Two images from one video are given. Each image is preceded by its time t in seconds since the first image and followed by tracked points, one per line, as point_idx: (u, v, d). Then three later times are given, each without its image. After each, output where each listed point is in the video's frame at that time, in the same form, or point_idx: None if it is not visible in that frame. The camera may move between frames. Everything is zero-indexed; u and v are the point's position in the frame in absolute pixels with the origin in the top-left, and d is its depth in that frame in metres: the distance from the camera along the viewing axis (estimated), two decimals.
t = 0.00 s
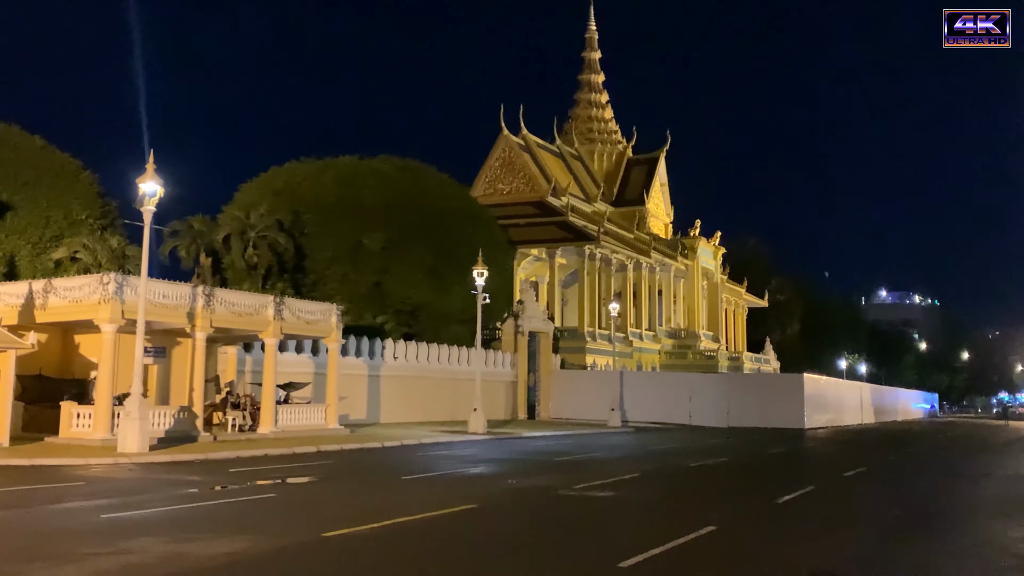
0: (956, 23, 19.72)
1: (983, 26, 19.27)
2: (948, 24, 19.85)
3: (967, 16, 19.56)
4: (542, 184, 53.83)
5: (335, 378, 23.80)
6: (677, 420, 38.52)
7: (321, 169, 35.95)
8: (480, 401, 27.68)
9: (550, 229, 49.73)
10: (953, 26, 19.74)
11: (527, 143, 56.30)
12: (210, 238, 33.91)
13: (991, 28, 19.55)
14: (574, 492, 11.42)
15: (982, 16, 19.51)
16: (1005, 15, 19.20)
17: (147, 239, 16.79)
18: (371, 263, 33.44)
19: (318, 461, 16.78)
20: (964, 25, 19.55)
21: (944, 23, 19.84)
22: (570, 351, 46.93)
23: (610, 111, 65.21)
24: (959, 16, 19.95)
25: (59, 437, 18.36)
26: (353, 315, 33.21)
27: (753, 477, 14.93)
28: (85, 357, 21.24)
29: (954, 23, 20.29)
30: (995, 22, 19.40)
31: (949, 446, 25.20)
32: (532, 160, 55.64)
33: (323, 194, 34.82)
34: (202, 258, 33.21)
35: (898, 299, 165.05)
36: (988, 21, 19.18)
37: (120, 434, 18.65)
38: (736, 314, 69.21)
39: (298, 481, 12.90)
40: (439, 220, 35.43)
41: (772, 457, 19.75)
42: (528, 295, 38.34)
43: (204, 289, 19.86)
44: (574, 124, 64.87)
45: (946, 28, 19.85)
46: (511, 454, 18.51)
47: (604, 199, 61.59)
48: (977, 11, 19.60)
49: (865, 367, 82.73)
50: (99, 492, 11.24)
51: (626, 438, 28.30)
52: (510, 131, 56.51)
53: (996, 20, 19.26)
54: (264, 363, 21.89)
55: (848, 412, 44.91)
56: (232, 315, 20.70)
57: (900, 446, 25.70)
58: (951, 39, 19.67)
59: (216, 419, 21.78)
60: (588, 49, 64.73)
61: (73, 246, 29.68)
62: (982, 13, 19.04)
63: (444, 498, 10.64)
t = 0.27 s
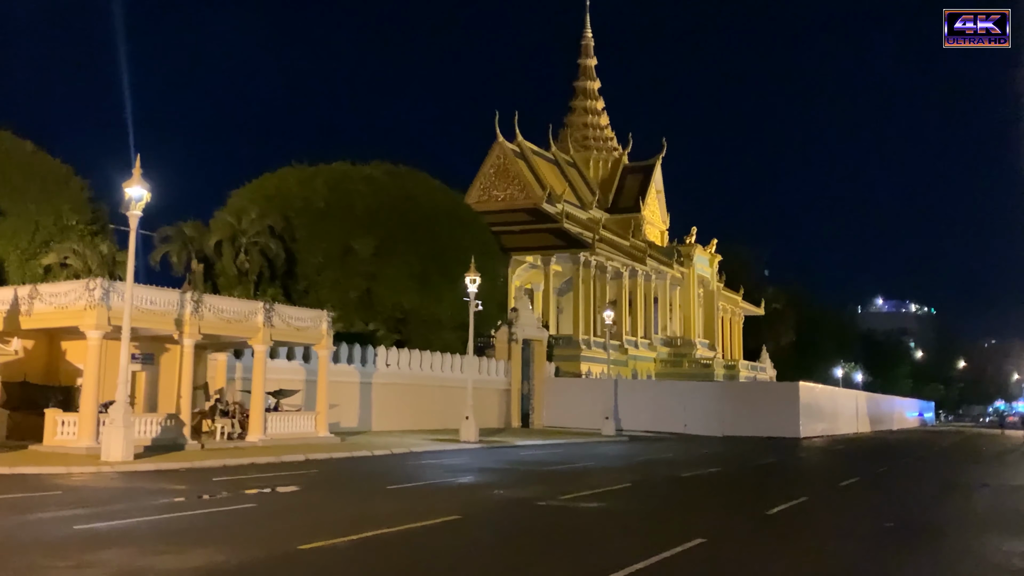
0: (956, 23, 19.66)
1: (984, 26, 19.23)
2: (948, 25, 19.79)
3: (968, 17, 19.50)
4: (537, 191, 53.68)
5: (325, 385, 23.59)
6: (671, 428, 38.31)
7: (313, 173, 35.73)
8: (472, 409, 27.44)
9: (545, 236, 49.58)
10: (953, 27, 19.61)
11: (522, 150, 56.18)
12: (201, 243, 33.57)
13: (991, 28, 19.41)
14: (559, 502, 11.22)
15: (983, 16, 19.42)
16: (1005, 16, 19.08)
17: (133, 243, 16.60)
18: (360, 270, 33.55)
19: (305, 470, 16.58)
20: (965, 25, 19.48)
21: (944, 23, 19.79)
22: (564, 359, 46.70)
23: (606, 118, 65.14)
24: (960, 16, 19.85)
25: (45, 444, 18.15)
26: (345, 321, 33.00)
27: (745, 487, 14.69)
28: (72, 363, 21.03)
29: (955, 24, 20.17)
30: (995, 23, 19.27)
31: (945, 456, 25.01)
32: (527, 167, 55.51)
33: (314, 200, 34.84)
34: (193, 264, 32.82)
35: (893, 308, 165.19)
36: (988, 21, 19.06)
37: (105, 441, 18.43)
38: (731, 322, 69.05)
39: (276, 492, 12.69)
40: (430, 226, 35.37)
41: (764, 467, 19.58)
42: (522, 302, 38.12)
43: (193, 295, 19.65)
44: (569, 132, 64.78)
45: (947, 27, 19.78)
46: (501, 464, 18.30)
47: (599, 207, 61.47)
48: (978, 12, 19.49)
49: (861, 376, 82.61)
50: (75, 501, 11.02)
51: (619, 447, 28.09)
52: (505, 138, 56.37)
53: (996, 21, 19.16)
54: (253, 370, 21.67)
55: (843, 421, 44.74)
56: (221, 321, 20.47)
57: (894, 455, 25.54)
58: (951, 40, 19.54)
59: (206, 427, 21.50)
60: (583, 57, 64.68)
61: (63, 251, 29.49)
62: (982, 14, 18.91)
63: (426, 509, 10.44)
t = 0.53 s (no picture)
0: (956, 23, 19.61)
1: (983, 26, 19.24)
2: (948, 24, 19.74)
3: (968, 17, 19.48)
4: (525, 197, 53.53)
5: (308, 393, 23.36)
6: (658, 436, 38.17)
7: (300, 179, 35.37)
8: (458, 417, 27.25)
9: (532, 243, 49.44)
10: (952, 27, 19.60)
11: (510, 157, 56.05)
12: (184, 249, 33.26)
13: (991, 28, 19.42)
14: (539, 511, 11.02)
15: (982, 17, 19.45)
16: (1005, 16, 19.10)
17: (110, 248, 16.37)
18: (349, 275, 33.04)
19: (284, 479, 16.37)
20: (965, 25, 19.46)
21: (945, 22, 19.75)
22: (552, 366, 46.56)
23: (594, 125, 65.08)
24: (959, 17, 19.91)
25: (20, 452, 17.86)
26: (331, 328, 32.79)
27: (730, 495, 14.58)
28: (50, 370, 20.74)
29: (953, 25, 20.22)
30: (994, 23, 19.28)
31: (931, 464, 24.93)
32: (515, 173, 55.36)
33: (301, 205, 34.35)
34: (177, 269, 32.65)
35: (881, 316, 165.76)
36: (988, 21, 19.07)
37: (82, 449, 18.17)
38: (719, 329, 69.06)
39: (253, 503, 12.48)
40: (419, 231, 35.00)
41: (750, 475, 19.48)
42: (509, 309, 37.95)
43: (172, 300, 19.40)
44: (557, 138, 64.69)
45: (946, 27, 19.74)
46: (484, 472, 18.10)
47: (587, 214, 61.38)
48: (977, 12, 19.51)
49: (848, 383, 82.77)
50: (48, 510, 10.82)
51: (605, 454, 27.93)
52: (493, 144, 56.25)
53: (995, 21, 19.17)
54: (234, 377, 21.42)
55: (830, 429, 44.69)
56: (201, 327, 20.24)
57: (880, 464, 25.50)
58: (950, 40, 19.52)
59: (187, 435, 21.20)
60: (571, 64, 64.62)
61: (44, 256, 29.17)
62: (981, 13, 18.90)
63: (402, 519, 10.23)
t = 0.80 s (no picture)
0: (957, 23, 20.37)
1: (984, 26, 19.94)
2: (947, 25, 20.50)
3: (968, 18, 20.23)
4: (505, 205, 53.35)
5: (282, 401, 23.04)
6: (637, 445, 38.01)
7: (277, 186, 35.10)
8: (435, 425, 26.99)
9: (513, 251, 49.24)
10: (955, 25, 20.30)
11: (491, 164, 55.87)
12: (159, 255, 32.78)
13: (990, 28, 20.09)
14: (511, 525, 10.77)
15: (983, 17, 20.12)
16: (1004, 16, 19.76)
17: (77, 253, 16.04)
18: (326, 282, 32.73)
19: (254, 490, 16.10)
20: (965, 26, 20.23)
21: (943, 23, 20.49)
22: (531, 374, 46.34)
23: (575, 133, 65.06)
24: (962, 17, 20.59)
25: None
26: (307, 336, 32.35)
27: (708, 507, 14.44)
28: (17, 377, 20.35)
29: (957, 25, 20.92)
30: (993, 24, 19.92)
31: (908, 474, 24.90)
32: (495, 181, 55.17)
33: (277, 212, 34.06)
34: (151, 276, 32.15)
35: (859, 325, 166.91)
36: (989, 20, 19.73)
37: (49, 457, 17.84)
38: (698, 338, 69.10)
39: (222, 515, 12.21)
40: (397, 238, 34.80)
41: (728, 485, 19.38)
42: (488, 317, 37.73)
43: (142, 306, 19.11)
44: (538, 146, 64.60)
45: (945, 27, 20.46)
46: (459, 482, 17.86)
47: (568, 222, 61.26)
48: (978, 12, 20.17)
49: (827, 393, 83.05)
50: (9, 522, 10.56)
51: (582, 464, 27.75)
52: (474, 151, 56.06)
53: (996, 21, 19.81)
54: (207, 385, 21.11)
55: (809, 438, 44.69)
56: (173, 334, 19.94)
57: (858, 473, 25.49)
58: (952, 38, 20.20)
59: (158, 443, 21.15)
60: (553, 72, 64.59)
61: (16, 261, 28.82)
62: (979, 13, 19.52)
63: (370, 533, 9.97)
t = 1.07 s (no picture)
0: (958, 22, 21.11)
1: (983, 25, 20.64)
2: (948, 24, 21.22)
3: (969, 17, 20.95)
4: (492, 212, 53.16)
5: (262, 409, 22.73)
6: (622, 454, 37.80)
7: (261, 189, 34.75)
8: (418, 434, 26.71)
9: (498, 257, 49.03)
10: (955, 25, 21.00)
11: (477, 171, 55.69)
12: (140, 259, 32.43)
13: (989, 28, 20.75)
14: (487, 535, 10.56)
15: (982, 17, 20.79)
16: (1002, 16, 20.40)
17: (50, 257, 15.73)
18: (308, 288, 32.43)
19: (228, 499, 15.82)
20: (966, 25, 20.92)
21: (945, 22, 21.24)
22: (517, 382, 46.07)
23: (562, 141, 65.01)
24: (961, 17, 21.29)
25: None
26: (289, 342, 32.04)
27: (693, 517, 14.25)
28: None
29: (957, 26, 21.60)
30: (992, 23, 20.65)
31: (892, 484, 24.80)
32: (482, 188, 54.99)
33: (260, 216, 33.68)
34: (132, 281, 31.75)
35: (845, 334, 167.61)
36: (988, 21, 20.43)
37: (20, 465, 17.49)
38: (685, 346, 69.00)
39: (193, 524, 11.97)
40: (381, 244, 34.49)
41: (712, 494, 19.23)
42: (473, 324, 37.46)
43: (119, 312, 18.82)
44: (525, 154, 64.50)
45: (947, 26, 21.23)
46: (439, 492, 17.60)
47: (554, 229, 61.13)
48: (977, 12, 20.83)
49: (813, 402, 83.10)
50: None
51: (565, 473, 27.54)
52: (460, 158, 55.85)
53: (995, 21, 20.48)
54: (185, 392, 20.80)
55: (795, 447, 44.61)
56: (149, 340, 19.65)
57: (842, 483, 25.40)
58: (953, 37, 20.88)
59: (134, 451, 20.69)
60: (540, 79, 64.56)
61: None
62: (979, 13, 20.16)
63: (342, 544, 9.75)
